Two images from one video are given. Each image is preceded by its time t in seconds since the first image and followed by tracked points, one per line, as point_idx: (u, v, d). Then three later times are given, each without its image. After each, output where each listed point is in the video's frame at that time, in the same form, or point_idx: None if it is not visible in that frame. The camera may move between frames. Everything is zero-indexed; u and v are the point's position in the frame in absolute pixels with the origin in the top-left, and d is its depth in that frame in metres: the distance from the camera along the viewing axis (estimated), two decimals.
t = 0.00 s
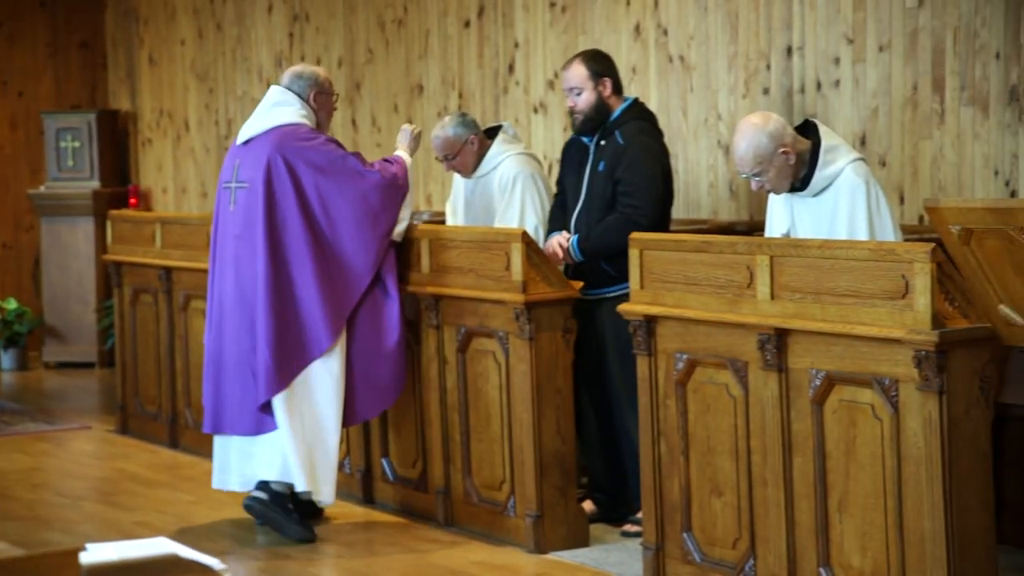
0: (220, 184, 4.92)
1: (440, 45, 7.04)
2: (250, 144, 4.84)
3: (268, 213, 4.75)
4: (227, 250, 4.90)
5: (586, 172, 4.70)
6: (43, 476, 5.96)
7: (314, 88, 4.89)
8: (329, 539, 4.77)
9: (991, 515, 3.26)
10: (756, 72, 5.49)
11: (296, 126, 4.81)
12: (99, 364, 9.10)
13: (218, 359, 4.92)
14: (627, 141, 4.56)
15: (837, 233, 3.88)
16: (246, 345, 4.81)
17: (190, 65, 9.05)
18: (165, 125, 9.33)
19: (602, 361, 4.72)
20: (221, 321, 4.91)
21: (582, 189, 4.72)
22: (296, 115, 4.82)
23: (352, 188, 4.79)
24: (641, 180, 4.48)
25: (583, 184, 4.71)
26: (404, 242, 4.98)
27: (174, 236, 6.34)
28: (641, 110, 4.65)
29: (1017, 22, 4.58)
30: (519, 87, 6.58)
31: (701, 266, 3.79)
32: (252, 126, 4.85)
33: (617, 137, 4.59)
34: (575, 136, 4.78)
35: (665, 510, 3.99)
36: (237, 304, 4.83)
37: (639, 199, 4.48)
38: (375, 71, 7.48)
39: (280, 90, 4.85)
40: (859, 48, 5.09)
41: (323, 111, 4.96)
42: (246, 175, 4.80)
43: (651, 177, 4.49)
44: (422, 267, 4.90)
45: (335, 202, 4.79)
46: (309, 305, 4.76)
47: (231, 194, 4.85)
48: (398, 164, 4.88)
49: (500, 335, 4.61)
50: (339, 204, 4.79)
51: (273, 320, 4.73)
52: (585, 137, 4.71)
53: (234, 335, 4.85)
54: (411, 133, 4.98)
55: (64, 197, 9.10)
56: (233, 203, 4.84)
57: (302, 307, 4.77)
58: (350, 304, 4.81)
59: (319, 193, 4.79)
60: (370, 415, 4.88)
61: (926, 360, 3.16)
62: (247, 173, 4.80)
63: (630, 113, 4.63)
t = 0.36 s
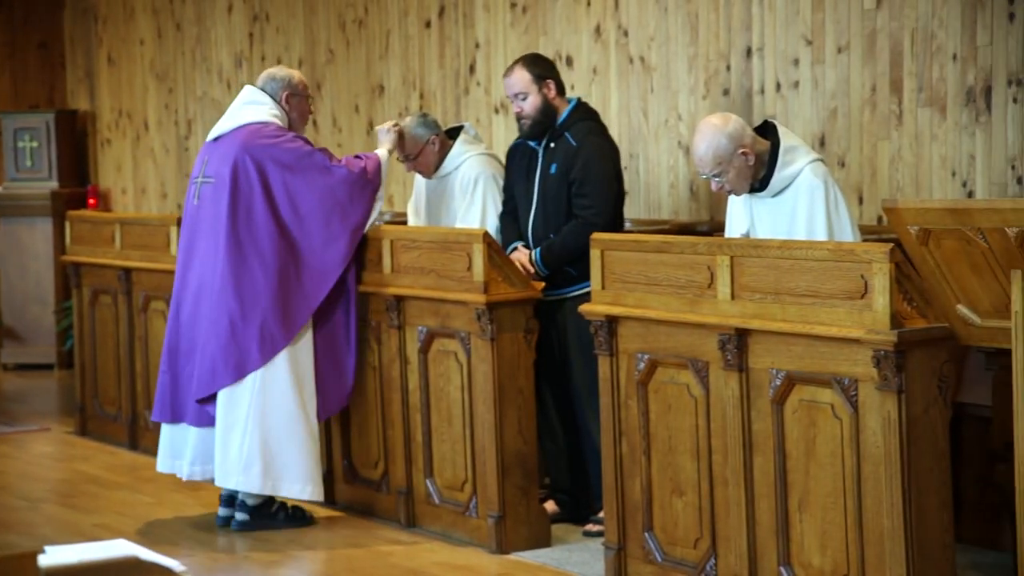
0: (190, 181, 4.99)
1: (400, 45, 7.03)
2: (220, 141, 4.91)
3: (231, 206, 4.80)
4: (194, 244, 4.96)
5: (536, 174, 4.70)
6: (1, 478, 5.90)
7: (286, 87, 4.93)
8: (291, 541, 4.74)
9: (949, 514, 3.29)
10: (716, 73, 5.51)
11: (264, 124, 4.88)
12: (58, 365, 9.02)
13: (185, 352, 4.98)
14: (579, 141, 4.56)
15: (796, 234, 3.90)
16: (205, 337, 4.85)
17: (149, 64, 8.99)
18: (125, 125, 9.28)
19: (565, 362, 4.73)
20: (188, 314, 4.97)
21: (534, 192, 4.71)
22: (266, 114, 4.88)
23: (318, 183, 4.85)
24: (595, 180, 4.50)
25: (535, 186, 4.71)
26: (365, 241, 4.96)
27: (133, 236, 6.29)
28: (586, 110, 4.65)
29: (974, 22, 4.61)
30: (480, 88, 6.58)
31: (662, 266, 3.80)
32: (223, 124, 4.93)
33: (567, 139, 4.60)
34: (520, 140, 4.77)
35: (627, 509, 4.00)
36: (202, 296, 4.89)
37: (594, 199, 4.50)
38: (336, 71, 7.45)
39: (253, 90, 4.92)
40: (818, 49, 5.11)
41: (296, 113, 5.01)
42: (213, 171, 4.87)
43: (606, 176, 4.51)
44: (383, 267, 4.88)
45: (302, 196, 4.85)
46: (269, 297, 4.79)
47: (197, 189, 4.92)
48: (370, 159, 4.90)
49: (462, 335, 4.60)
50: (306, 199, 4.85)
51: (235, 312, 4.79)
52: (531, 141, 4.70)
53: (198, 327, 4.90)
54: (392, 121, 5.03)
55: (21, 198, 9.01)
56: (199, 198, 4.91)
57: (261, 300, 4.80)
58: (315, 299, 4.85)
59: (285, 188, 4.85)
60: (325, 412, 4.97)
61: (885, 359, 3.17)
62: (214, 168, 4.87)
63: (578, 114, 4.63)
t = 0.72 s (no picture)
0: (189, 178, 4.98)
1: (391, 45, 7.02)
2: (222, 140, 4.92)
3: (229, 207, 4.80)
4: (191, 243, 4.95)
5: (526, 173, 4.71)
6: None
7: (292, 89, 4.96)
8: (283, 540, 4.73)
9: (940, 513, 3.29)
10: (707, 72, 5.51)
11: (268, 126, 4.88)
12: (49, 365, 8.98)
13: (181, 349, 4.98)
14: (572, 140, 4.56)
15: (785, 233, 3.91)
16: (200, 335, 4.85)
17: (139, 64, 8.97)
18: (115, 124, 9.27)
19: (556, 362, 4.74)
20: (183, 313, 4.96)
21: (524, 191, 4.71)
22: (270, 116, 4.90)
23: (318, 187, 4.85)
24: (588, 176, 4.50)
25: (525, 184, 4.71)
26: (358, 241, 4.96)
27: (124, 236, 6.28)
28: (576, 110, 4.66)
29: (963, 22, 4.60)
30: (471, 87, 6.57)
31: (653, 266, 3.80)
32: (227, 123, 4.94)
33: (560, 137, 4.60)
34: (509, 139, 4.77)
35: (620, 508, 4.00)
36: (197, 294, 4.88)
37: (589, 198, 4.49)
38: (327, 70, 7.44)
39: (258, 91, 4.93)
40: (808, 49, 5.12)
41: (300, 116, 5.04)
42: (214, 170, 4.87)
43: (600, 174, 4.51)
44: (374, 267, 4.88)
45: (301, 200, 4.85)
46: (266, 299, 4.79)
47: (196, 187, 4.92)
48: (369, 166, 4.92)
49: (453, 335, 4.59)
50: (305, 202, 4.86)
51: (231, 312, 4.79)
52: (519, 140, 4.70)
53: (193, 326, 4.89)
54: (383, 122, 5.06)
55: (11, 197, 8.98)
56: (199, 196, 4.90)
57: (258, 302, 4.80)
58: (311, 302, 4.84)
59: (285, 191, 4.85)
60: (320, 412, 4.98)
61: (876, 358, 3.18)
62: (215, 167, 4.87)
63: (568, 113, 4.63)
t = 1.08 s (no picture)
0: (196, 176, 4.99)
1: (393, 43, 7.02)
2: (228, 139, 4.93)
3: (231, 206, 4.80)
4: (195, 240, 4.96)
5: (536, 170, 4.71)
6: None
7: (299, 90, 4.97)
8: (284, 539, 4.73)
9: (941, 512, 3.29)
10: (709, 71, 5.51)
11: (274, 126, 4.89)
12: (50, 363, 8.98)
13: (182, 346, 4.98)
14: (583, 137, 4.56)
15: (785, 232, 3.91)
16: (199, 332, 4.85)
17: (141, 62, 8.98)
18: (117, 123, 9.28)
19: (558, 361, 4.74)
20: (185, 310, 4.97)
21: (533, 188, 4.71)
22: (277, 116, 4.91)
23: (319, 189, 4.85)
24: (597, 175, 4.50)
25: (534, 181, 4.72)
26: (360, 242, 4.95)
27: (125, 235, 6.28)
28: (590, 108, 4.67)
29: (965, 21, 4.60)
30: (473, 86, 6.57)
31: (654, 264, 3.80)
32: (233, 122, 4.94)
33: (571, 134, 4.60)
34: (521, 135, 4.78)
35: (620, 507, 4.00)
36: (197, 292, 4.88)
37: (596, 195, 4.49)
38: (328, 69, 7.44)
39: (265, 92, 4.94)
40: (810, 48, 5.12)
41: (306, 117, 5.05)
42: (218, 168, 4.87)
43: (608, 173, 4.51)
44: (376, 266, 4.88)
45: (302, 201, 4.85)
46: (265, 299, 4.79)
47: (201, 185, 4.93)
48: (372, 172, 4.90)
49: (455, 334, 4.59)
50: (306, 204, 4.85)
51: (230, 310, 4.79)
52: (533, 137, 4.71)
53: (192, 324, 4.89)
54: (384, 125, 5.07)
55: (12, 196, 8.99)
56: (203, 194, 4.91)
57: (257, 301, 4.81)
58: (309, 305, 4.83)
59: (286, 192, 4.85)
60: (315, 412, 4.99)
61: (878, 358, 3.18)
62: (219, 165, 4.87)
63: (582, 111, 4.64)
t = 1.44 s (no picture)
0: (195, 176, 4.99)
1: (393, 43, 7.02)
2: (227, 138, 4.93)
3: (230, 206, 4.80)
4: (193, 240, 4.96)
5: (542, 171, 4.72)
6: None
7: (298, 92, 4.98)
8: (284, 539, 4.73)
9: (941, 512, 3.29)
10: (708, 71, 5.51)
11: (274, 126, 4.89)
12: (50, 363, 8.98)
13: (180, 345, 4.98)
14: (586, 137, 4.56)
15: (785, 232, 3.91)
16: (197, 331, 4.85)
17: (141, 62, 8.98)
18: (116, 123, 9.28)
19: (558, 361, 4.73)
20: (183, 309, 4.97)
21: (540, 188, 4.72)
22: (277, 116, 4.91)
23: (318, 191, 4.85)
24: (600, 175, 4.50)
25: (541, 183, 4.72)
26: (360, 243, 4.96)
27: (125, 234, 6.28)
28: (597, 108, 4.66)
29: (965, 21, 4.60)
30: (473, 86, 6.57)
31: (654, 264, 3.80)
32: (232, 121, 4.94)
33: (574, 135, 4.60)
34: (531, 136, 4.80)
35: (620, 506, 4.00)
36: (195, 291, 4.88)
37: (599, 195, 4.48)
38: (328, 69, 7.44)
39: (265, 92, 4.94)
40: (810, 48, 5.12)
41: (306, 118, 5.05)
42: (217, 168, 4.87)
43: (611, 172, 4.50)
44: (376, 266, 4.88)
45: (300, 203, 4.85)
46: (262, 300, 4.79)
47: (200, 184, 4.93)
48: (371, 176, 4.94)
49: (455, 333, 4.59)
50: (304, 206, 4.85)
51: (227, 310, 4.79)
52: (540, 137, 4.72)
53: (189, 323, 4.89)
54: (384, 126, 5.06)
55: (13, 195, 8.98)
56: (202, 193, 4.91)
57: (255, 302, 4.80)
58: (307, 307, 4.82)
59: (285, 194, 4.85)
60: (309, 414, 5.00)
61: (878, 358, 3.18)
62: (219, 165, 4.87)
63: (586, 111, 4.63)
